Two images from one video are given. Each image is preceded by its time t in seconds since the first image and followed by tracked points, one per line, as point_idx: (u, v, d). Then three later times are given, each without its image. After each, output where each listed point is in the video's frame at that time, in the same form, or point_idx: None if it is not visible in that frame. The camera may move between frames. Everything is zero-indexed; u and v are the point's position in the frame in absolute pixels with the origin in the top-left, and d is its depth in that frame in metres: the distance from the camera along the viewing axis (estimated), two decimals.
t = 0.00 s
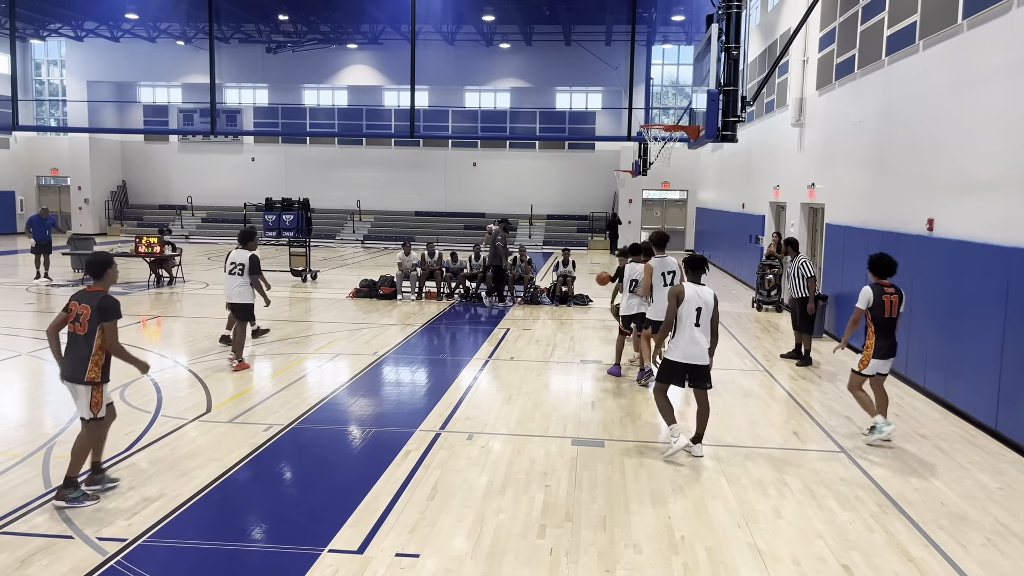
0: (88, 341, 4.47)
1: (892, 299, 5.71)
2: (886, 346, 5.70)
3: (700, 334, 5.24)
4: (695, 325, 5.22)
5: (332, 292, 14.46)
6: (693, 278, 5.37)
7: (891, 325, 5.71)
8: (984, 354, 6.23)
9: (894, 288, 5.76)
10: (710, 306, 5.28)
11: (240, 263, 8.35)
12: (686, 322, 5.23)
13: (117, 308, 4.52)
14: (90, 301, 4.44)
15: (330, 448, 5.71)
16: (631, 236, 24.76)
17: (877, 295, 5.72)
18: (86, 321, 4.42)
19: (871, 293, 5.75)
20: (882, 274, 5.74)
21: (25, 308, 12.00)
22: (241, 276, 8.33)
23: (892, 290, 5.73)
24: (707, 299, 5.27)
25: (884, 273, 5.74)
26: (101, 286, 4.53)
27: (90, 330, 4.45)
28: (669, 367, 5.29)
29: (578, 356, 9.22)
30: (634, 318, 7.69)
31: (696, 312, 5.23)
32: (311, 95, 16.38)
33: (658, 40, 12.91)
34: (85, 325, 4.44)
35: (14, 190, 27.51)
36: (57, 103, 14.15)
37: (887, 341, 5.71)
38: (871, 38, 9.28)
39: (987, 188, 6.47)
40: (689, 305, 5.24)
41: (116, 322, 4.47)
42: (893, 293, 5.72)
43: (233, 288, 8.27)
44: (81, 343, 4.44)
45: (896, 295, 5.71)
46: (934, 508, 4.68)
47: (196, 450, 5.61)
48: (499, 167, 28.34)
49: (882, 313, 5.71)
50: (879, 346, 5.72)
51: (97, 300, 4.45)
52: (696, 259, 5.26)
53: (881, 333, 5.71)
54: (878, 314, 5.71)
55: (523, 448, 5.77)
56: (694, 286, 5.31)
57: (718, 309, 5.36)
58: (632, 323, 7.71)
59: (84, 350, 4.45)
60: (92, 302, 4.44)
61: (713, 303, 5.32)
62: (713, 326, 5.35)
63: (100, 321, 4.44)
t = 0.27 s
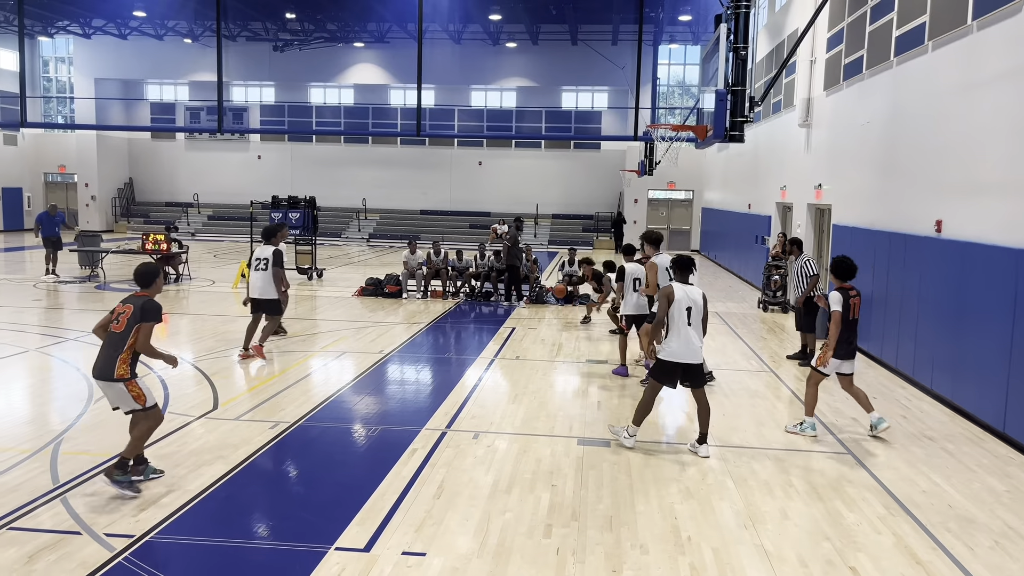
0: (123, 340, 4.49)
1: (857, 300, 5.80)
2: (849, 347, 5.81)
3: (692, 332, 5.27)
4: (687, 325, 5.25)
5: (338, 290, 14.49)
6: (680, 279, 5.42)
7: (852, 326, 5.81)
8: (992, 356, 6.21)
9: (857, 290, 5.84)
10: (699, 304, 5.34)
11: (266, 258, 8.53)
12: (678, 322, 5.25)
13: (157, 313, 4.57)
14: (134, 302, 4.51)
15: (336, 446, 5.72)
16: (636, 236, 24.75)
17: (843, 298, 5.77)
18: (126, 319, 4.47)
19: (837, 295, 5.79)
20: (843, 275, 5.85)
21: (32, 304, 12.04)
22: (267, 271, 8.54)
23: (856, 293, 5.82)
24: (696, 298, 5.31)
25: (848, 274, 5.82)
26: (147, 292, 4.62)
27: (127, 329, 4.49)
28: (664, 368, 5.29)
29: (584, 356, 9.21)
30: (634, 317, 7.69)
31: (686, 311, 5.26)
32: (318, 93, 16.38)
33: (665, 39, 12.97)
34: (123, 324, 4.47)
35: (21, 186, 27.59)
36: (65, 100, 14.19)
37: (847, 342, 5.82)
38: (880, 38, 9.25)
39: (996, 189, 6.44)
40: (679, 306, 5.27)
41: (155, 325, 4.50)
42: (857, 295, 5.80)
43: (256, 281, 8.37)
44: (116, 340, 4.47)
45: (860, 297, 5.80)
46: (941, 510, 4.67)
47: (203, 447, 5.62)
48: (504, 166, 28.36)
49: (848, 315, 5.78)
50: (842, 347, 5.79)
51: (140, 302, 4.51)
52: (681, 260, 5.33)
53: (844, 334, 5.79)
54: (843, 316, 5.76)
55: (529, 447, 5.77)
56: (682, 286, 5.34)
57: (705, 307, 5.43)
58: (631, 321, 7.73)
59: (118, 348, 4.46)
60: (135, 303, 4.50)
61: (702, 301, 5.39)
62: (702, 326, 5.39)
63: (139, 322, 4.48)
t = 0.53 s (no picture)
0: (146, 349, 4.51)
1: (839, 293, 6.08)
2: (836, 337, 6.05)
3: (672, 329, 5.42)
4: (668, 322, 5.39)
5: (346, 287, 14.51)
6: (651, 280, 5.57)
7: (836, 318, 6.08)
8: (1002, 356, 6.18)
9: (837, 283, 6.13)
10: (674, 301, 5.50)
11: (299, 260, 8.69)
12: (658, 321, 5.40)
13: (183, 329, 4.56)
14: (161, 315, 4.51)
15: (344, 442, 5.73)
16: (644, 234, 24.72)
17: (825, 291, 6.05)
18: (149, 330, 4.48)
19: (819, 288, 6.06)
20: (826, 269, 6.10)
21: (42, 299, 12.10)
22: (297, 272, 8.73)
23: (837, 285, 6.10)
24: (671, 297, 5.49)
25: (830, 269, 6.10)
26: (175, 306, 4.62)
27: (151, 339, 4.50)
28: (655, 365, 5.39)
29: (591, 354, 9.20)
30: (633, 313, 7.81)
31: (665, 310, 5.40)
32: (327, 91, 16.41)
33: (673, 37, 12.85)
34: (147, 333, 4.49)
35: (31, 182, 27.73)
36: (75, 97, 14.26)
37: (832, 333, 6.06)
38: (890, 37, 9.21)
39: (1004, 188, 6.45)
40: (657, 306, 5.40)
41: (177, 341, 4.47)
42: (838, 288, 6.08)
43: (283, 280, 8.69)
44: (137, 349, 4.48)
45: (840, 290, 6.08)
46: (951, 510, 4.65)
47: (211, 442, 5.63)
48: (512, 164, 28.35)
49: (831, 306, 6.04)
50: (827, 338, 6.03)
51: (167, 316, 4.51)
52: (651, 262, 5.48)
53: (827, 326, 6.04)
54: (825, 307, 6.02)
55: (536, 445, 5.77)
56: (655, 287, 5.49)
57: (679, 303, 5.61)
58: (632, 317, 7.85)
59: (137, 355, 4.48)
60: (162, 317, 4.50)
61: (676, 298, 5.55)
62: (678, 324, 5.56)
63: (163, 335, 4.48)
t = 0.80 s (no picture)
0: (135, 346, 4.50)
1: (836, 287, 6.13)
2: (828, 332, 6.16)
3: (645, 319, 5.59)
4: (642, 312, 5.56)
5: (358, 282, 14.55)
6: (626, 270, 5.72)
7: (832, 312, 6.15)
8: (1019, 355, 6.12)
9: (835, 277, 6.17)
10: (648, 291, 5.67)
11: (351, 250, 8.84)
12: (635, 309, 5.54)
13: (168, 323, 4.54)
14: (145, 312, 4.48)
15: (356, 437, 5.75)
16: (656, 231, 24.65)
17: (822, 284, 6.11)
18: (135, 328, 4.45)
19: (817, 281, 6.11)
20: (826, 262, 6.12)
21: (56, 294, 12.19)
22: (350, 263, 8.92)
23: (834, 279, 6.14)
24: (645, 287, 5.65)
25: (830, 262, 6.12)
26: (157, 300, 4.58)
27: (138, 338, 4.48)
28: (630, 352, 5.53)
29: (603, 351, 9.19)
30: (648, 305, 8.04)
31: (641, 299, 5.56)
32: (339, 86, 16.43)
33: (687, 33, 12.87)
34: (133, 332, 4.46)
35: (47, 177, 27.94)
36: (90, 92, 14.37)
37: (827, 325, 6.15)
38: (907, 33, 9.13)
39: (1021, 185, 6.39)
40: (634, 294, 5.55)
41: (162, 337, 4.45)
42: (836, 282, 6.13)
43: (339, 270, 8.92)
44: (127, 347, 4.48)
45: (837, 284, 6.13)
46: (966, 510, 4.61)
47: (224, 437, 5.66)
48: (524, 160, 28.32)
49: (826, 300, 6.10)
50: (821, 332, 6.13)
51: (151, 312, 4.48)
52: (626, 250, 5.61)
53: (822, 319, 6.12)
54: (821, 301, 6.09)
55: (548, 441, 5.77)
56: (631, 277, 5.63)
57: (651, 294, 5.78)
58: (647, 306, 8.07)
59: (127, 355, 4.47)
60: (147, 313, 4.47)
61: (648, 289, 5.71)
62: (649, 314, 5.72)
63: (149, 332, 4.46)
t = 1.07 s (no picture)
0: (118, 322, 4.57)
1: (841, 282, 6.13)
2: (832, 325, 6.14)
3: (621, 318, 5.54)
4: (616, 313, 5.52)
5: (377, 278, 14.62)
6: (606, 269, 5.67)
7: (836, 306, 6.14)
8: None
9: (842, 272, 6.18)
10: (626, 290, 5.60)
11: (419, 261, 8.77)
12: (609, 310, 5.52)
13: (152, 301, 4.60)
14: (131, 288, 4.58)
15: (375, 432, 5.78)
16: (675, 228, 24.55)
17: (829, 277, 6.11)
18: (120, 302, 4.55)
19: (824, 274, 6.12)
20: (834, 256, 6.09)
21: (79, 289, 12.34)
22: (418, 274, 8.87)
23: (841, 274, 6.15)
24: (623, 287, 5.59)
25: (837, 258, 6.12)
26: (145, 279, 4.67)
27: (122, 313, 4.56)
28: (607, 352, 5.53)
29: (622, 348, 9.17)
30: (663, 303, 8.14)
31: (616, 300, 5.51)
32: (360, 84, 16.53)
33: (706, 29, 12.76)
34: (118, 307, 4.55)
35: (71, 174, 28.26)
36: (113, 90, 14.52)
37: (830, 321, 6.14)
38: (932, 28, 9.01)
39: None
40: (609, 295, 5.50)
41: (144, 312, 4.52)
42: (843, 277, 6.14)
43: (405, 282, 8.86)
44: (111, 322, 4.55)
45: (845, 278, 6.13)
46: (989, 511, 4.56)
47: (245, 431, 5.71)
48: (543, 157, 28.29)
49: (833, 294, 6.10)
50: (825, 325, 6.12)
51: (137, 288, 4.57)
52: (605, 253, 5.58)
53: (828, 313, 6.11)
54: (827, 294, 6.09)
55: (567, 438, 5.77)
56: (609, 277, 5.59)
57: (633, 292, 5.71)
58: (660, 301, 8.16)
59: (110, 329, 4.54)
60: (132, 289, 4.57)
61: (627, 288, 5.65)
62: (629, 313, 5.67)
63: (133, 307, 4.53)
